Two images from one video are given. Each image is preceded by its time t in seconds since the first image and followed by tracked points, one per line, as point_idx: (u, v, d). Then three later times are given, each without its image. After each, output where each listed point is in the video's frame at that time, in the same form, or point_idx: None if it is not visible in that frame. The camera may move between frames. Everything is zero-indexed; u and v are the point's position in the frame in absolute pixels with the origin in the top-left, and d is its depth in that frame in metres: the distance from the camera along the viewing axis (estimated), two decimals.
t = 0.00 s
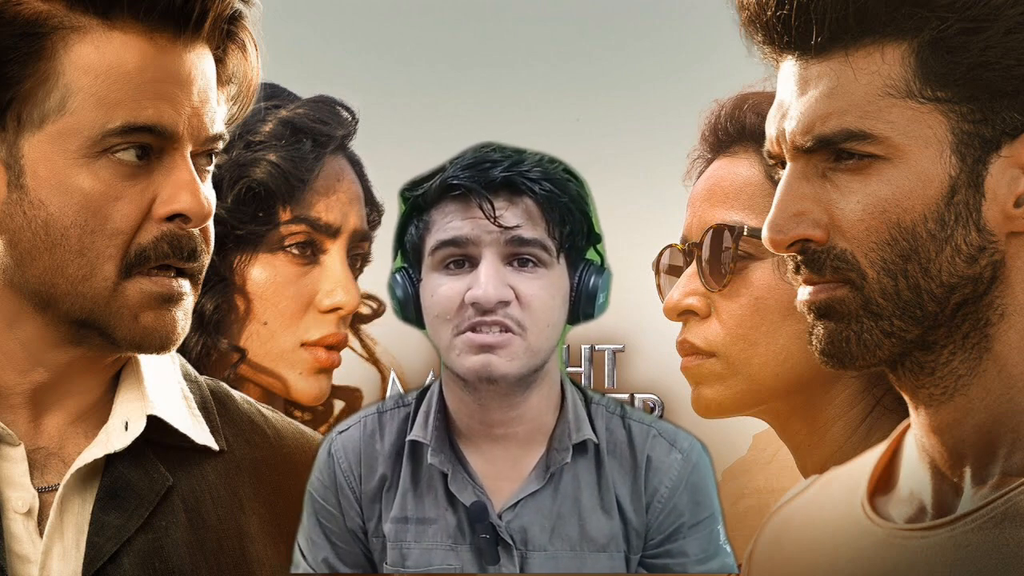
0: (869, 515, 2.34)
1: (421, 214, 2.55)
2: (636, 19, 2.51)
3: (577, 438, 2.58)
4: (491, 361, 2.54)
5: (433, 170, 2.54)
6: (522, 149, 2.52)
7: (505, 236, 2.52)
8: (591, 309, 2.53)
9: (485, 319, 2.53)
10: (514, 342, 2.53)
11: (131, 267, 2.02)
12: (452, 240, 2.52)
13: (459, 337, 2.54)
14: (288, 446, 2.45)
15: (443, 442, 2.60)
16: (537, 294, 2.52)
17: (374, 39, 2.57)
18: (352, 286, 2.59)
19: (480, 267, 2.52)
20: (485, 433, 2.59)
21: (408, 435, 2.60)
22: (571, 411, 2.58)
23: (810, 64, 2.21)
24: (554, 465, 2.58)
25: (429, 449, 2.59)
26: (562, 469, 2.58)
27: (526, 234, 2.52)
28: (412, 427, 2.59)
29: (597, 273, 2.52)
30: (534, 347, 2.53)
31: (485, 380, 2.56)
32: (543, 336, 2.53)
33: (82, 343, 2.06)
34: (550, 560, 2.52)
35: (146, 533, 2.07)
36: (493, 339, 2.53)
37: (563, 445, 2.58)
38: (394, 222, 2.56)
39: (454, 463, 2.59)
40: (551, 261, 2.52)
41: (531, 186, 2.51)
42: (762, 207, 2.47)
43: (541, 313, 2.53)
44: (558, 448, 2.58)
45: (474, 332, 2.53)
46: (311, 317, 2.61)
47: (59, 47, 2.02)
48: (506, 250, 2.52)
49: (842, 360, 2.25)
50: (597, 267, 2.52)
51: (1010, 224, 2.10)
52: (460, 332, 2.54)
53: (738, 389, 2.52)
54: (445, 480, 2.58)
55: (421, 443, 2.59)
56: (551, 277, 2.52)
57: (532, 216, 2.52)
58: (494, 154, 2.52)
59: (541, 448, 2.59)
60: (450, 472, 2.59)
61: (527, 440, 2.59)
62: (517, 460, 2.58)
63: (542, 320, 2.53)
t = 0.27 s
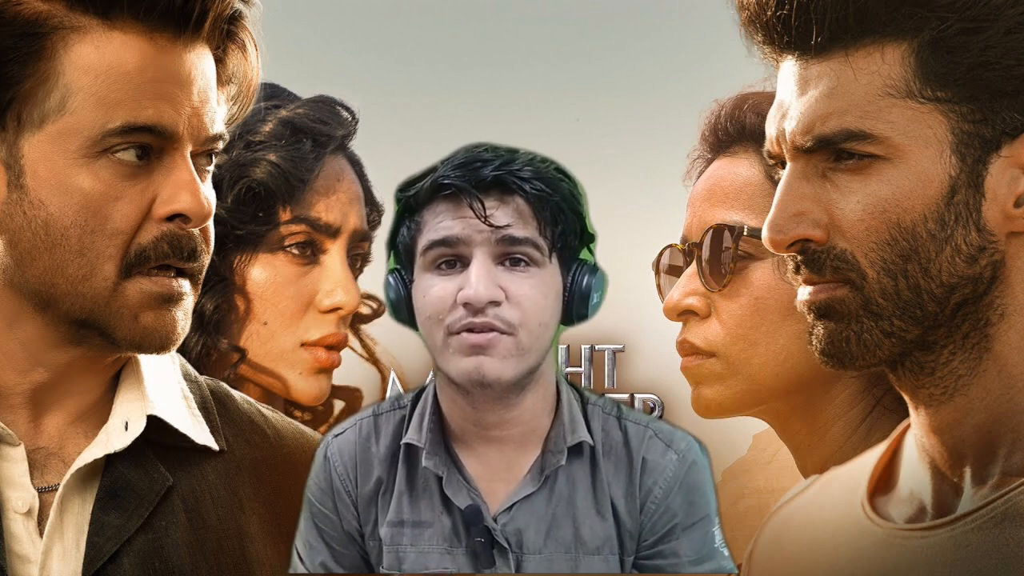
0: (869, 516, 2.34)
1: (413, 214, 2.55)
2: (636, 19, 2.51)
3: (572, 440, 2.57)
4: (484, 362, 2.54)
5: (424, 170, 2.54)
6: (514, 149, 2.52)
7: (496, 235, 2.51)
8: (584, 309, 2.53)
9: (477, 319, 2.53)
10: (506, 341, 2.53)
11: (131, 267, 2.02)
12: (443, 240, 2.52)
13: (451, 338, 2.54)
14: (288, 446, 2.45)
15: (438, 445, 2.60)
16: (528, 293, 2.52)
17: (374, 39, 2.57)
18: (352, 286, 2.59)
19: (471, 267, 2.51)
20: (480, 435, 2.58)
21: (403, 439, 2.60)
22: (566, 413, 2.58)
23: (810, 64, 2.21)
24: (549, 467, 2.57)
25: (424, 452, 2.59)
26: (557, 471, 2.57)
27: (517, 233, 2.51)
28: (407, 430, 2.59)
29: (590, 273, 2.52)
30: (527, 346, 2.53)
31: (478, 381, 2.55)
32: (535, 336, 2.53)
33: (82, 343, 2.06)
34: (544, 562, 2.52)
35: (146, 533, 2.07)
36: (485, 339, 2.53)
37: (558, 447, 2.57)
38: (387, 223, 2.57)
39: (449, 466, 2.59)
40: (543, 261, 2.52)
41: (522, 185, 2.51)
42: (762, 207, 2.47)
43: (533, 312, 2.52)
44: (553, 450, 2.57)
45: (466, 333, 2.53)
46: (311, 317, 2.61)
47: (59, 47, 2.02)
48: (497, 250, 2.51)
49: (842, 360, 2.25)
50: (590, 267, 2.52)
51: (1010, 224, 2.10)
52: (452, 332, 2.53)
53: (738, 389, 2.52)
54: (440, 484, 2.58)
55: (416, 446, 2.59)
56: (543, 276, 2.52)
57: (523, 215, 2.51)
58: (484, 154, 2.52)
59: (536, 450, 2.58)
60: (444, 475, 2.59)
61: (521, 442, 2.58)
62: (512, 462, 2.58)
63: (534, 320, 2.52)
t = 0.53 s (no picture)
0: (869, 515, 2.34)
1: (402, 216, 2.55)
2: (636, 19, 2.51)
3: (565, 442, 2.57)
4: (473, 364, 2.54)
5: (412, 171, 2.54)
6: (505, 149, 2.52)
7: (485, 236, 2.51)
8: (577, 310, 2.53)
9: (467, 321, 2.53)
10: (496, 343, 2.53)
11: (131, 267, 2.02)
12: (432, 242, 2.52)
13: (440, 340, 2.54)
14: (288, 446, 2.46)
15: (429, 450, 2.59)
16: (518, 294, 2.52)
17: (374, 39, 2.57)
18: (352, 286, 2.59)
19: (460, 268, 2.52)
20: (472, 438, 2.58)
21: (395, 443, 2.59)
22: (558, 415, 2.57)
23: (810, 64, 2.21)
24: (541, 470, 2.57)
25: (415, 458, 2.58)
26: (550, 474, 2.57)
27: (506, 234, 2.51)
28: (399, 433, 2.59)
29: (583, 273, 2.52)
30: (517, 347, 2.53)
31: (468, 383, 2.55)
32: (525, 337, 2.53)
33: (82, 343, 2.06)
34: (540, 565, 2.52)
35: (146, 533, 2.06)
36: (475, 340, 2.53)
37: (550, 450, 2.57)
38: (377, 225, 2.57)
39: (441, 469, 2.59)
40: (534, 261, 2.52)
41: (512, 185, 2.51)
42: (762, 207, 2.47)
43: (523, 313, 2.52)
44: (545, 453, 2.57)
45: (456, 335, 2.53)
46: (311, 317, 2.60)
47: (59, 47, 2.02)
48: (486, 251, 2.52)
49: (842, 360, 2.25)
50: (583, 267, 2.52)
51: (1010, 224, 2.10)
52: (442, 334, 2.54)
53: (738, 389, 2.52)
54: (433, 489, 2.57)
55: (408, 451, 2.58)
56: (533, 277, 2.52)
57: (512, 215, 2.51)
58: (473, 154, 2.52)
59: (528, 453, 2.57)
60: (437, 481, 2.58)
61: (513, 445, 2.58)
62: (505, 465, 2.57)
63: (524, 321, 2.53)
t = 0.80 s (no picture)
0: (869, 515, 2.35)
1: (399, 210, 2.51)
2: (636, 19, 2.51)
3: (564, 442, 2.53)
4: (475, 361, 2.48)
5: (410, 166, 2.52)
6: (503, 150, 2.50)
7: (487, 227, 2.46)
8: (575, 309, 2.48)
9: (468, 316, 2.47)
10: (498, 338, 2.47)
11: (131, 267, 2.02)
12: (432, 234, 2.47)
13: (440, 336, 2.48)
14: (288, 446, 2.47)
15: (427, 449, 2.55)
16: (521, 287, 2.46)
17: (374, 39, 2.57)
18: (352, 286, 2.60)
19: (460, 261, 2.46)
20: (470, 438, 2.54)
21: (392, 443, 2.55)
22: (557, 414, 2.53)
23: (810, 64, 2.21)
24: (540, 471, 2.53)
25: (413, 458, 2.54)
26: (549, 475, 2.53)
27: (508, 225, 2.47)
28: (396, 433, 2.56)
29: (581, 272, 2.47)
30: (519, 343, 2.47)
31: (468, 381, 2.49)
32: (527, 332, 2.47)
33: (82, 343, 2.06)
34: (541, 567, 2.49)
35: (146, 533, 2.07)
36: (476, 336, 2.47)
37: (550, 450, 2.53)
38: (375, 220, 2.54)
39: (439, 470, 2.55)
40: (535, 255, 2.47)
41: (513, 179, 2.48)
42: (762, 207, 2.48)
43: (525, 307, 2.46)
44: (544, 453, 2.53)
45: (456, 330, 2.48)
46: (311, 317, 2.61)
47: (59, 47, 2.02)
48: (488, 243, 2.46)
49: (842, 360, 2.25)
50: (581, 266, 2.47)
51: (1010, 224, 2.10)
52: (441, 330, 2.48)
53: (738, 389, 2.52)
54: (431, 490, 2.54)
55: (405, 451, 2.55)
56: (535, 270, 2.47)
57: (513, 207, 2.47)
58: (472, 150, 2.50)
59: (526, 454, 2.54)
60: (435, 481, 2.54)
61: (511, 446, 2.54)
62: (502, 466, 2.54)
63: (526, 315, 2.47)
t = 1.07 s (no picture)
0: (869, 515, 2.35)
1: (411, 208, 2.54)
2: (636, 19, 2.51)
3: (574, 441, 2.56)
4: (485, 360, 2.53)
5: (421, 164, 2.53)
6: (517, 147, 2.51)
7: (500, 227, 2.51)
8: (587, 309, 2.53)
9: (479, 315, 2.52)
10: (508, 338, 2.52)
11: (131, 267, 2.02)
12: (444, 233, 2.52)
13: (451, 335, 2.53)
14: (288, 446, 2.45)
15: (437, 449, 2.58)
16: (532, 288, 2.51)
17: (374, 39, 2.57)
18: (352, 286, 2.59)
19: (472, 260, 2.51)
20: (479, 437, 2.58)
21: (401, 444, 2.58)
22: (566, 412, 2.56)
23: (810, 64, 2.21)
24: (552, 469, 2.56)
25: (424, 458, 2.57)
26: (560, 473, 2.56)
27: (521, 226, 2.51)
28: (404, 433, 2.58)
29: (594, 274, 2.52)
30: (529, 343, 2.52)
31: (478, 380, 2.54)
32: (539, 333, 2.52)
33: (82, 343, 2.06)
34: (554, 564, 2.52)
35: (146, 533, 2.07)
36: (487, 336, 2.52)
37: (560, 448, 2.57)
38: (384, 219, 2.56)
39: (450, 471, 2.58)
40: (547, 256, 2.52)
41: (526, 177, 2.51)
42: (762, 207, 2.47)
43: (537, 308, 2.52)
44: (554, 451, 2.57)
45: (467, 329, 2.52)
46: (311, 317, 2.60)
47: (59, 47, 2.02)
48: (500, 243, 2.51)
49: (842, 360, 2.25)
50: (593, 267, 2.52)
51: (1010, 224, 2.10)
52: (453, 329, 2.53)
53: (738, 389, 2.52)
54: (441, 490, 2.56)
55: (416, 452, 2.57)
56: (547, 271, 2.52)
57: (527, 207, 2.51)
58: (485, 147, 2.52)
59: (536, 454, 2.57)
60: (447, 481, 2.56)
61: (521, 445, 2.58)
62: (513, 464, 2.57)
63: (537, 316, 2.52)
